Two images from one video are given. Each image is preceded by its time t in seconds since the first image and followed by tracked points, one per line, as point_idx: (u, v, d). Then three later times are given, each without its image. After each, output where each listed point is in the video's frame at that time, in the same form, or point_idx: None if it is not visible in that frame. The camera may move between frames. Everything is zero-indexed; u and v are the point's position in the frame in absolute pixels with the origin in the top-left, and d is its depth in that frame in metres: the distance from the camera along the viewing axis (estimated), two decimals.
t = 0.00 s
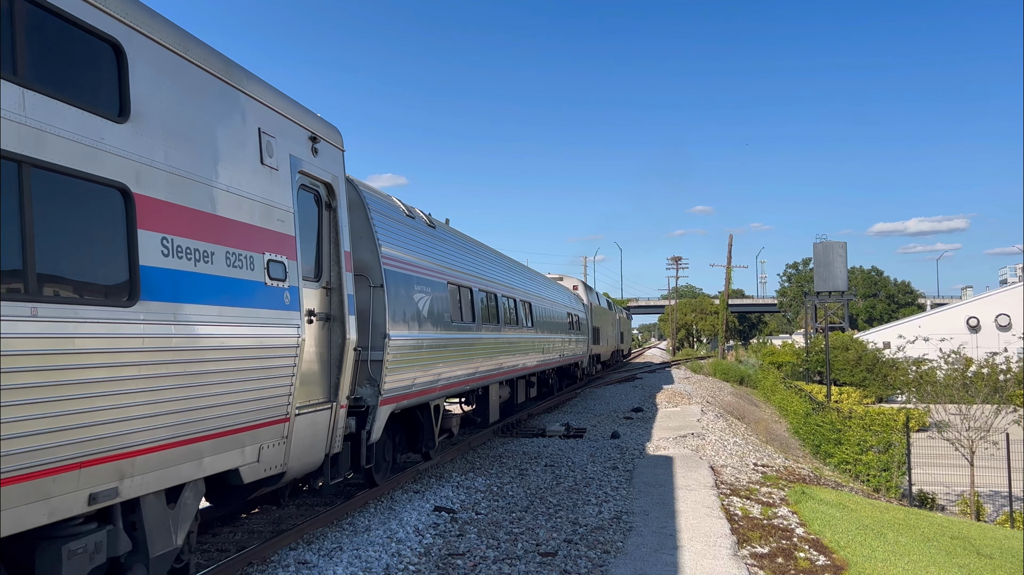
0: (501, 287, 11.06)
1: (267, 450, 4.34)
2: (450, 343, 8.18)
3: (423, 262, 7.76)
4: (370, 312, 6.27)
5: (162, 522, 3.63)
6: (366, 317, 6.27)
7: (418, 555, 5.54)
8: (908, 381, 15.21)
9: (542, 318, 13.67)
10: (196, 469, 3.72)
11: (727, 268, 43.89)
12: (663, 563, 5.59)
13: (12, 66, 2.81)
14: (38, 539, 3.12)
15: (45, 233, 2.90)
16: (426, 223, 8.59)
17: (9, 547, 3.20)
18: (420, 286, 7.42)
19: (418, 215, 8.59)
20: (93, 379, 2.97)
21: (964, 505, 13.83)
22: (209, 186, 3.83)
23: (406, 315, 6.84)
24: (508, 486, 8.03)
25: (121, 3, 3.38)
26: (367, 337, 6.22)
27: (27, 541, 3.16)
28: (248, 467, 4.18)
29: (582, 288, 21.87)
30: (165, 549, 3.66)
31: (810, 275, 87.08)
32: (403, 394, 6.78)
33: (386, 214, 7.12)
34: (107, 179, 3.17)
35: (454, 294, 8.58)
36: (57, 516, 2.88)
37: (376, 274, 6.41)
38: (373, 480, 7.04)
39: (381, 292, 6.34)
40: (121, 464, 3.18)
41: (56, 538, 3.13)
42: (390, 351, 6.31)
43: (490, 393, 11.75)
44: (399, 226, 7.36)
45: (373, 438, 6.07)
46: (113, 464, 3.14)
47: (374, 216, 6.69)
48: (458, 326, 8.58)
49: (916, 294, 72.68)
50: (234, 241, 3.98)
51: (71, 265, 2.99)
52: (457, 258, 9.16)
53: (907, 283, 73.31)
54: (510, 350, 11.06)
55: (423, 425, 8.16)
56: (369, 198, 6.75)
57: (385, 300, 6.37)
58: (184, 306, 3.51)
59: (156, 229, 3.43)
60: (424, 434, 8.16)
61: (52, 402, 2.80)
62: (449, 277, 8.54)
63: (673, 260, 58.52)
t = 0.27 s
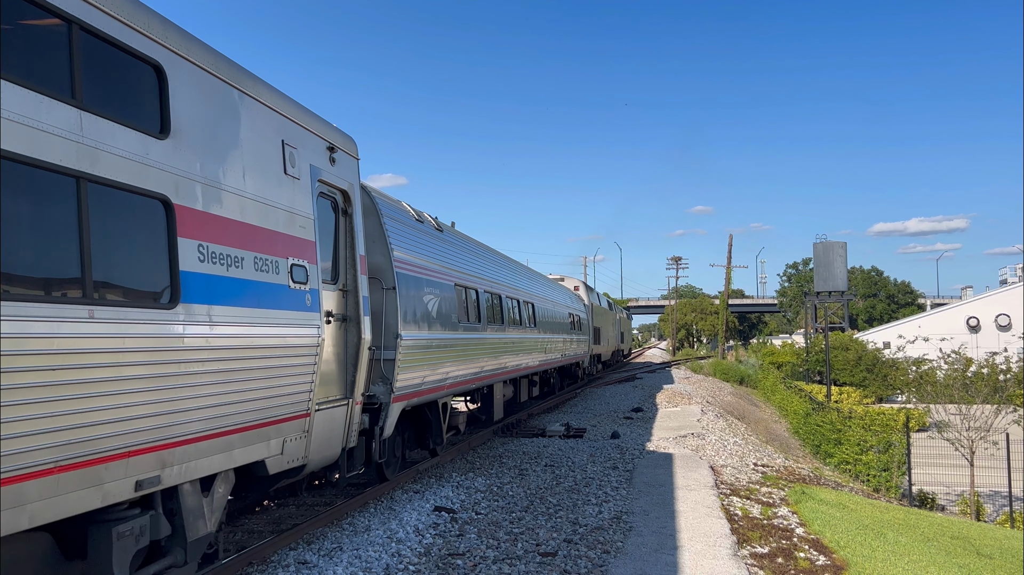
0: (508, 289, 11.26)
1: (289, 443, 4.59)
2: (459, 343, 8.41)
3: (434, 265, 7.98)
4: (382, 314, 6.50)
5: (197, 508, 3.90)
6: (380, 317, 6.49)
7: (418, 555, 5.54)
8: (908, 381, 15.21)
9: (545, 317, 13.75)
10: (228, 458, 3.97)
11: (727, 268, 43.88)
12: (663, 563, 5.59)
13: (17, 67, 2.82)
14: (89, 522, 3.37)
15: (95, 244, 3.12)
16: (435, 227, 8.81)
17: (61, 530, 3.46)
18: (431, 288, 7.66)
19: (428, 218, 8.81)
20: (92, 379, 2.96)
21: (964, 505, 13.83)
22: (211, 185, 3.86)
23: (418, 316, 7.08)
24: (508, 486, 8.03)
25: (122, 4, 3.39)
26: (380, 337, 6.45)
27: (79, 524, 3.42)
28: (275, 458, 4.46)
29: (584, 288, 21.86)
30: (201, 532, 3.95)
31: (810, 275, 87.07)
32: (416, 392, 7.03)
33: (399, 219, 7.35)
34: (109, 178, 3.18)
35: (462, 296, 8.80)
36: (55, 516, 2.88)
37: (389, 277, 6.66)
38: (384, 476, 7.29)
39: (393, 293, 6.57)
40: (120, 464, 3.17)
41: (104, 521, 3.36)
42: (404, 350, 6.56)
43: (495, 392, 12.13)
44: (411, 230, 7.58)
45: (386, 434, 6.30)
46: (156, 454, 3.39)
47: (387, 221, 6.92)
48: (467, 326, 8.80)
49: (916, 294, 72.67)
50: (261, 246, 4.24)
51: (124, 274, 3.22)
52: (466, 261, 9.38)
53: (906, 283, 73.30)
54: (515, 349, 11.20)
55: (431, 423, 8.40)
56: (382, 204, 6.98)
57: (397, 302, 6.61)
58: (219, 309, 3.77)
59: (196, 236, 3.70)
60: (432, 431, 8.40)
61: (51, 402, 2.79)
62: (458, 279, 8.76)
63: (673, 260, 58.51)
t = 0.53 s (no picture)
0: (513, 290, 11.52)
1: (311, 437, 4.88)
2: (465, 343, 8.68)
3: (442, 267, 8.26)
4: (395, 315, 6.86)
5: (230, 495, 4.13)
6: (392, 318, 6.84)
7: (418, 555, 5.54)
8: (908, 381, 15.20)
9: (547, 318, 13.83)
10: (253, 451, 4.23)
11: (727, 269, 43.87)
12: (663, 563, 5.59)
13: (48, 81, 2.94)
14: (133, 508, 3.59)
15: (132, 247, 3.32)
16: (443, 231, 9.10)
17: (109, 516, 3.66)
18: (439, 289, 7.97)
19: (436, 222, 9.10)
20: (91, 379, 2.96)
21: (964, 505, 13.84)
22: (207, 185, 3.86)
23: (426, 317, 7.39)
24: (508, 486, 8.03)
25: (123, 5, 3.39)
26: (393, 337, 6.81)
27: (123, 511, 3.62)
28: (297, 450, 4.74)
29: (585, 289, 21.88)
30: (233, 519, 4.18)
31: (810, 275, 87.05)
32: (424, 390, 7.34)
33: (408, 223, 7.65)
34: (106, 178, 3.17)
35: (468, 297, 9.08)
36: (54, 515, 2.88)
37: (400, 279, 7.00)
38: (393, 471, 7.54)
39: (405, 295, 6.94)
40: (120, 463, 3.18)
41: (148, 507, 3.59)
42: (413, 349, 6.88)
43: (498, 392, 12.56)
44: (419, 234, 7.88)
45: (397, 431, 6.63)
46: (192, 445, 3.65)
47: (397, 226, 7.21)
48: (472, 326, 9.06)
49: (916, 294, 72.65)
50: (286, 252, 4.54)
51: (163, 275, 3.47)
52: (472, 263, 9.65)
53: (906, 283, 73.29)
54: (517, 350, 11.30)
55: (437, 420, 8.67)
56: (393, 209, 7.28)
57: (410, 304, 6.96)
58: (248, 310, 4.06)
59: (228, 243, 3.99)
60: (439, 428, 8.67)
61: (49, 403, 2.79)
62: (464, 281, 9.04)
63: (673, 260, 58.49)
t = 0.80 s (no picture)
0: (518, 292, 11.73)
1: (331, 430, 5.20)
2: (471, 343, 8.88)
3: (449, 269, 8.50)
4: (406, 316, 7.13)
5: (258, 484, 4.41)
6: (404, 318, 7.13)
7: (418, 555, 5.54)
8: (908, 380, 15.19)
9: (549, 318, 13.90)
10: (278, 443, 4.49)
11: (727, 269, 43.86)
12: (664, 563, 5.59)
13: (106, 105, 3.23)
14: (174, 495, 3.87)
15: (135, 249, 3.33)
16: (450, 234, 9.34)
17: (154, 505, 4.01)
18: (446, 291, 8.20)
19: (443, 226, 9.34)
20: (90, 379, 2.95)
21: (965, 505, 13.83)
22: (208, 186, 3.87)
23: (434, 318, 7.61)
24: (508, 486, 8.03)
25: (165, 32, 3.69)
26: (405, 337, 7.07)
27: (164, 499, 3.91)
28: (318, 444, 5.03)
29: (586, 290, 21.88)
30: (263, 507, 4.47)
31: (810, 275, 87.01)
32: (433, 388, 7.59)
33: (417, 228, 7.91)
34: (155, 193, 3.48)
35: (475, 299, 9.31)
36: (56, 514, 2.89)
37: (411, 281, 7.26)
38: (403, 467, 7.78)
39: (415, 297, 7.20)
40: (119, 464, 3.18)
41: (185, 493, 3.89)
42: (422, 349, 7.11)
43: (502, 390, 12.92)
44: (428, 238, 8.13)
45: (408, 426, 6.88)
46: (224, 437, 3.92)
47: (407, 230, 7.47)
48: (478, 327, 9.25)
49: (916, 293, 72.63)
50: (309, 258, 4.85)
51: (197, 277, 3.73)
52: (478, 266, 9.89)
53: (906, 283, 73.27)
54: (520, 350, 11.39)
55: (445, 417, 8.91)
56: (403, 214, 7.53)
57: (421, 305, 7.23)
58: (275, 310, 4.36)
59: (259, 249, 4.30)
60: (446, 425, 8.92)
61: (49, 402, 2.79)
62: (471, 283, 9.28)
63: (673, 260, 58.45)
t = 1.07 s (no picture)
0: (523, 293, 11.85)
1: (350, 426, 5.49)
2: (478, 343, 8.96)
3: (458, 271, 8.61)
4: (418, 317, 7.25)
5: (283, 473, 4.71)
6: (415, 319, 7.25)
7: (418, 555, 5.54)
8: (908, 380, 15.18)
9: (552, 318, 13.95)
10: (302, 437, 4.79)
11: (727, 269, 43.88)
12: (664, 563, 5.59)
13: (155, 122, 3.52)
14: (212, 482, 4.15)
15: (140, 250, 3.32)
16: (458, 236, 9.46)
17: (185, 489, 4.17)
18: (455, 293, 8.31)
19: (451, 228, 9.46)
20: (89, 379, 2.96)
21: (965, 505, 13.82)
22: (220, 190, 3.99)
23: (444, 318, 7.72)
24: (508, 486, 8.03)
25: (201, 53, 3.96)
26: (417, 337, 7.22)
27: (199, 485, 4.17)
28: (338, 438, 5.34)
29: (587, 291, 21.88)
30: (289, 496, 4.78)
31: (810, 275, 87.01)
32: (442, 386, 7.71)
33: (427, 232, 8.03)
34: (195, 203, 3.76)
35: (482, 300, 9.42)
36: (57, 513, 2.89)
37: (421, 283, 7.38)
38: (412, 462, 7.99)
39: (425, 299, 7.32)
40: (120, 463, 3.18)
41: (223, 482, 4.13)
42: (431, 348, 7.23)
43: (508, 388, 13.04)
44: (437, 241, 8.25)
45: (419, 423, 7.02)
46: (257, 430, 4.22)
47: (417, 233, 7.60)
48: (485, 327, 9.34)
49: (916, 293, 72.64)
50: (328, 262, 5.13)
51: (233, 281, 4.02)
52: (485, 268, 10.01)
53: (906, 283, 73.27)
54: (523, 350, 11.44)
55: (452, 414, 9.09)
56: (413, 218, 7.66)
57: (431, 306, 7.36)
58: (302, 312, 4.67)
59: (287, 255, 4.62)
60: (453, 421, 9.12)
61: (49, 402, 2.79)
62: (479, 285, 9.40)
63: (673, 261, 58.45)
